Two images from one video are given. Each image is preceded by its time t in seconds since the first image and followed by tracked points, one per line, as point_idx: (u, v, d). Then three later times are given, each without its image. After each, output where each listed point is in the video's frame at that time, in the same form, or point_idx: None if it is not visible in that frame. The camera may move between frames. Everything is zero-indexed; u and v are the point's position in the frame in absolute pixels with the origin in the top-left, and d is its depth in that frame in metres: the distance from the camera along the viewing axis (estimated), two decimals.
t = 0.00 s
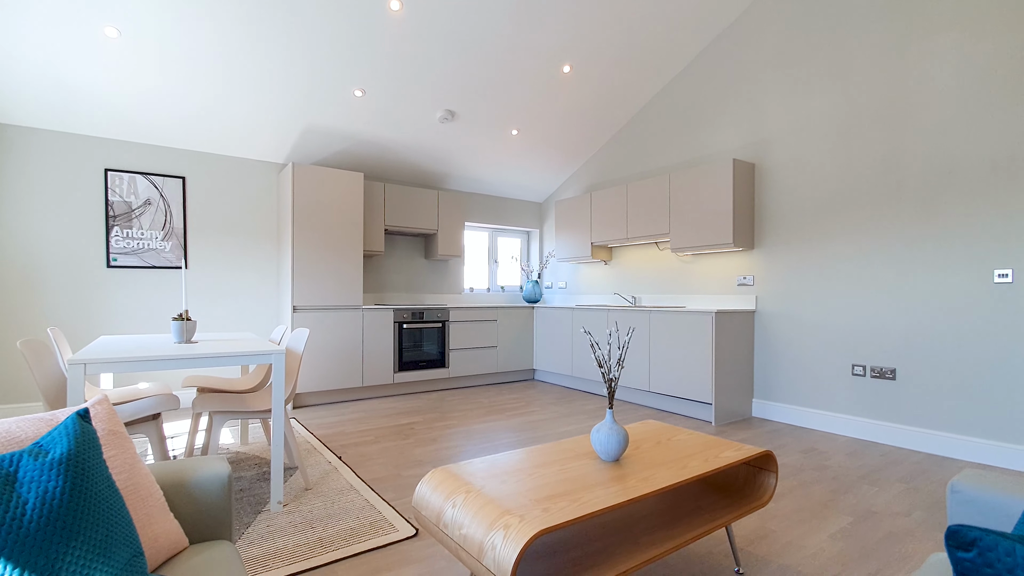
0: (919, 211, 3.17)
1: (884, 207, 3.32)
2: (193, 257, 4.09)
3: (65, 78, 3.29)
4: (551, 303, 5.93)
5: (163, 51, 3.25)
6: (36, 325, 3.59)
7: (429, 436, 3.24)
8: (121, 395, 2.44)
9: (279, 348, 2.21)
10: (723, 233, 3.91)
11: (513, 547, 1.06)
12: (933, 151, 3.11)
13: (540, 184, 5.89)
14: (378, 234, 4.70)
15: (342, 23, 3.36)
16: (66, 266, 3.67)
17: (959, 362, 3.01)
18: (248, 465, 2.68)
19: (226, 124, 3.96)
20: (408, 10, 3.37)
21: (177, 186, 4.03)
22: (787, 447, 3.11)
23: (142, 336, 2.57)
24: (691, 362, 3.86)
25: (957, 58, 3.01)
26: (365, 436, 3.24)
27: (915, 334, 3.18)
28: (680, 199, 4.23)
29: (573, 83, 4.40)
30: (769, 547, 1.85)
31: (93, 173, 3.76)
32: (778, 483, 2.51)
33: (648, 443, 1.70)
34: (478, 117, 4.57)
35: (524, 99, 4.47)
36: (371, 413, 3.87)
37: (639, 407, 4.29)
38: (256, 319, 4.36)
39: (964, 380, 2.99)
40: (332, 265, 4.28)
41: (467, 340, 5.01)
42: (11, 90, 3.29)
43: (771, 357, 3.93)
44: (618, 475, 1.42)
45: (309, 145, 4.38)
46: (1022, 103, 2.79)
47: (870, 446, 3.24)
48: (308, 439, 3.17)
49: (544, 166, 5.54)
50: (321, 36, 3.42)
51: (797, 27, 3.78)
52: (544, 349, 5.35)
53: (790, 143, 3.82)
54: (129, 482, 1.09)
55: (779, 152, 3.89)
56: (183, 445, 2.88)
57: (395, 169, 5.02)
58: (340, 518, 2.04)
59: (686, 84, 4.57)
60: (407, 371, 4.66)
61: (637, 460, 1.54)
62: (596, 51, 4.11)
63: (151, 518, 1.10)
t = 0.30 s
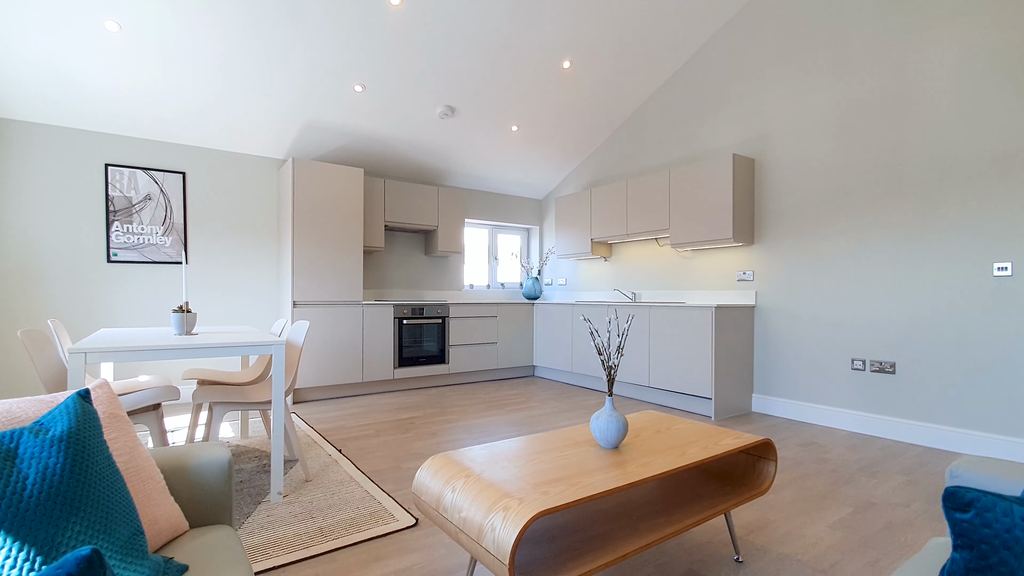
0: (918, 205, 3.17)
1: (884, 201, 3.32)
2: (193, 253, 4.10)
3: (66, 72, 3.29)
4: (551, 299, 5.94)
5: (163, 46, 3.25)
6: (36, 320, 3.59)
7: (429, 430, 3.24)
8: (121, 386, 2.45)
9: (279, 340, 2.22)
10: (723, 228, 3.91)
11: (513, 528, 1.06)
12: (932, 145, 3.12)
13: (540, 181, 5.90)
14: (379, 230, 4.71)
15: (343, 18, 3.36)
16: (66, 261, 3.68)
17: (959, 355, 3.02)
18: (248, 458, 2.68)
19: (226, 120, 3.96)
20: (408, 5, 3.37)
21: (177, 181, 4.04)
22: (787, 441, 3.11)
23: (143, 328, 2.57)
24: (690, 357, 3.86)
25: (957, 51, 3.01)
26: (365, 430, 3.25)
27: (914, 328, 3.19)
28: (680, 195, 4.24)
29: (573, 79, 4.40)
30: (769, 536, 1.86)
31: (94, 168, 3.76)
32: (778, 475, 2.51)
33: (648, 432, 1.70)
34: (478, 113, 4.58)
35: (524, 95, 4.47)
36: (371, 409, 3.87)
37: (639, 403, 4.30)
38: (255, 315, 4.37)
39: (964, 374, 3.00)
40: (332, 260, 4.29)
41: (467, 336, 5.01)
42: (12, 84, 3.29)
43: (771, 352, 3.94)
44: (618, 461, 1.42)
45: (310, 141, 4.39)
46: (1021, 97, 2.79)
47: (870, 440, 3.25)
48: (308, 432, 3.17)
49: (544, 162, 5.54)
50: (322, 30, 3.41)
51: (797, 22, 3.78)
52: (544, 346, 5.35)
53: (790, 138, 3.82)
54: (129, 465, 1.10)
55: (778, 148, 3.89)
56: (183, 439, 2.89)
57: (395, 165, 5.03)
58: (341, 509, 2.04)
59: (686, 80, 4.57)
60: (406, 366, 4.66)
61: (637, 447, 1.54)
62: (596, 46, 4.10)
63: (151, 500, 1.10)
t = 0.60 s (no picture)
0: (918, 199, 3.17)
1: (883, 195, 3.32)
2: (193, 248, 4.10)
3: (65, 66, 3.29)
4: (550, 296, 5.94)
5: (163, 40, 3.25)
6: (36, 314, 3.60)
7: (429, 424, 3.24)
8: (121, 378, 2.45)
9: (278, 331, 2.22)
10: (722, 223, 3.91)
11: (509, 510, 1.07)
12: (931, 139, 3.12)
13: (540, 178, 5.90)
14: (378, 225, 4.71)
15: (343, 12, 3.36)
16: (66, 256, 3.68)
17: (958, 348, 3.02)
18: (247, 450, 2.68)
19: (225, 115, 3.96)
20: None
21: (177, 176, 4.04)
22: (787, 435, 3.11)
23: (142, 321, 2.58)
24: (690, 352, 3.86)
25: (956, 45, 3.01)
26: (365, 424, 3.25)
27: (913, 322, 3.19)
28: (679, 190, 4.24)
29: (573, 74, 4.39)
30: (767, 526, 1.86)
31: (93, 163, 3.77)
32: (777, 468, 2.51)
33: (647, 421, 1.70)
34: (478, 109, 4.57)
35: (524, 90, 4.46)
36: (371, 404, 3.87)
37: (639, 398, 4.30)
38: (255, 310, 4.37)
39: (963, 367, 3.00)
40: (332, 256, 4.29)
41: (467, 332, 5.02)
42: (11, 79, 3.29)
43: (770, 347, 3.94)
44: (616, 448, 1.42)
45: (309, 137, 4.39)
46: (1020, 89, 2.80)
47: (869, 434, 3.25)
48: (308, 426, 3.17)
49: (544, 158, 5.54)
50: (321, 24, 3.40)
51: (796, 17, 3.78)
52: (543, 342, 5.35)
53: (789, 133, 3.82)
54: (128, 448, 1.10)
55: (778, 142, 3.89)
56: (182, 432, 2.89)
57: (395, 162, 5.03)
58: (340, 499, 2.04)
59: (686, 76, 4.57)
60: (406, 362, 4.66)
61: (635, 435, 1.54)
62: (596, 41, 4.10)
63: (149, 483, 1.10)
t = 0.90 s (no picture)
0: (917, 194, 3.17)
1: (883, 190, 3.31)
2: (193, 244, 4.10)
3: (64, 61, 3.29)
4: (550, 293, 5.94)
5: (162, 35, 3.25)
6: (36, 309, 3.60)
7: (428, 419, 3.24)
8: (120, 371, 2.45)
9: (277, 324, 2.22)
10: (722, 218, 3.91)
11: (507, 495, 1.06)
12: (931, 133, 3.11)
13: (540, 175, 5.90)
14: (378, 222, 4.71)
15: (342, 7, 3.35)
16: (66, 251, 3.68)
17: (958, 342, 3.02)
18: (246, 444, 2.68)
19: (225, 110, 3.96)
20: None
21: (176, 172, 4.05)
22: (787, 429, 3.11)
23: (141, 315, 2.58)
24: (690, 347, 3.86)
25: (956, 38, 3.01)
26: (364, 419, 3.25)
27: (913, 316, 3.19)
28: (679, 186, 4.23)
29: (572, 70, 4.39)
30: (766, 517, 1.86)
31: (93, 158, 3.77)
32: (777, 461, 2.51)
33: (645, 411, 1.70)
34: (478, 105, 4.57)
35: (524, 86, 4.46)
36: (370, 399, 3.87)
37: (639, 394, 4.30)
38: (255, 306, 4.37)
39: (963, 361, 2.99)
40: (331, 252, 4.29)
41: (466, 329, 5.01)
42: (11, 73, 3.29)
43: (770, 342, 3.94)
44: (614, 436, 1.42)
45: (309, 133, 4.39)
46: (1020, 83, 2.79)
47: (869, 429, 3.25)
48: (307, 421, 3.17)
49: (543, 155, 5.55)
50: (320, 17, 3.39)
51: (796, 12, 3.78)
52: (543, 339, 5.35)
53: (789, 128, 3.82)
54: (126, 432, 1.10)
55: (777, 138, 3.89)
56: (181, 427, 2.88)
57: (395, 158, 5.03)
58: (338, 491, 2.04)
59: (686, 72, 4.56)
60: (406, 359, 4.66)
61: (633, 424, 1.54)
62: (596, 37, 4.10)
63: (147, 468, 1.10)
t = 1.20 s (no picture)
0: (917, 189, 3.16)
1: (882, 185, 3.31)
2: (192, 240, 4.10)
3: (64, 57, 3.29)
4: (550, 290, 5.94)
5: (161, 30, 3.24)
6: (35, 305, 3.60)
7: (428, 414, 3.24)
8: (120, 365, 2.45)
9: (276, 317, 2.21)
10: (722, 214, 3.90)
11: (505, 480, 1.06)
12: (930, 128, 3.11)
13: (539, 172, 5.91)
14: (378, 218, 4.71)
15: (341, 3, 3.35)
16: (66, 247, 3.68)
17: (957, 337, 3.02)
18: (245, 438, 2.68)
19: (225, 106, 3.96)
20: None
21: (176, 168, 4.05)
22: (787, 424, 3.11)
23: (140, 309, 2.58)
24: (689, 343, 3.86)
25: (956, 33, 3.01)
26: (364, 415, 3.25)
27: (913, 311, 3.18)
28: (679, 182, 4.23)
29: (572, 66, 4.38)
30: (766, 508, 1.86)
31: (93, 154, 3.77)
32: (777, 455, 2.51)
33: (644, 401, 1.70)
34: (477, 101, 4.57)
35: (523, 83, 4.46)
36: (370, 395, 3.87)
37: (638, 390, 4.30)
38: (254, 302, 4.37)
39: (962, 355, 2.99)
40: (331, 248, 4.29)
41: (466, 325, 5.01)
42: (10, 68, 3.29)
43: (770, 338, 3.94)
44: (613, 425, 1.42)
45: (308, 130, 4.38)
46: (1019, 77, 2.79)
47: (869, 424, 3.25)
48: (306, 416, 3.18)
49: (543, 152, 5.54)
50: (319, 13, 3.39)
51: (796, 7, 3.78)
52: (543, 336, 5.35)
53: (789, 124, 3.81)
54: (124, 419, 1.09)
55: (777, 133, 3.88)
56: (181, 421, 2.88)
57: (395, 155, 5.03)
58: (338, 483, 2.04)
59: (685, 68, 4.56)
60: (405, 355, 4.66)
61: (632, 413, 1.54)
62: (596, 33, 4.09)
63: (145, 454, 1.10)
